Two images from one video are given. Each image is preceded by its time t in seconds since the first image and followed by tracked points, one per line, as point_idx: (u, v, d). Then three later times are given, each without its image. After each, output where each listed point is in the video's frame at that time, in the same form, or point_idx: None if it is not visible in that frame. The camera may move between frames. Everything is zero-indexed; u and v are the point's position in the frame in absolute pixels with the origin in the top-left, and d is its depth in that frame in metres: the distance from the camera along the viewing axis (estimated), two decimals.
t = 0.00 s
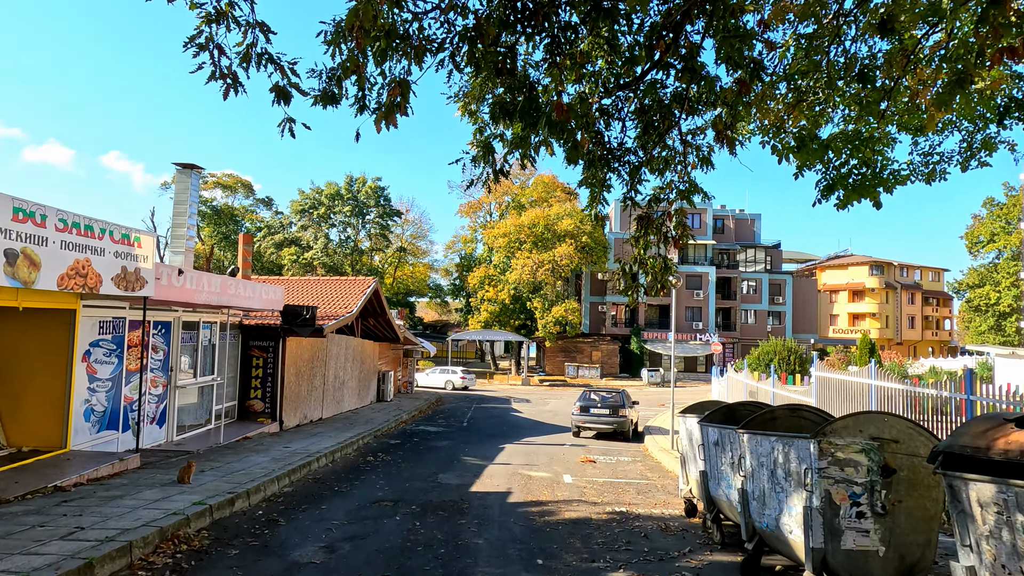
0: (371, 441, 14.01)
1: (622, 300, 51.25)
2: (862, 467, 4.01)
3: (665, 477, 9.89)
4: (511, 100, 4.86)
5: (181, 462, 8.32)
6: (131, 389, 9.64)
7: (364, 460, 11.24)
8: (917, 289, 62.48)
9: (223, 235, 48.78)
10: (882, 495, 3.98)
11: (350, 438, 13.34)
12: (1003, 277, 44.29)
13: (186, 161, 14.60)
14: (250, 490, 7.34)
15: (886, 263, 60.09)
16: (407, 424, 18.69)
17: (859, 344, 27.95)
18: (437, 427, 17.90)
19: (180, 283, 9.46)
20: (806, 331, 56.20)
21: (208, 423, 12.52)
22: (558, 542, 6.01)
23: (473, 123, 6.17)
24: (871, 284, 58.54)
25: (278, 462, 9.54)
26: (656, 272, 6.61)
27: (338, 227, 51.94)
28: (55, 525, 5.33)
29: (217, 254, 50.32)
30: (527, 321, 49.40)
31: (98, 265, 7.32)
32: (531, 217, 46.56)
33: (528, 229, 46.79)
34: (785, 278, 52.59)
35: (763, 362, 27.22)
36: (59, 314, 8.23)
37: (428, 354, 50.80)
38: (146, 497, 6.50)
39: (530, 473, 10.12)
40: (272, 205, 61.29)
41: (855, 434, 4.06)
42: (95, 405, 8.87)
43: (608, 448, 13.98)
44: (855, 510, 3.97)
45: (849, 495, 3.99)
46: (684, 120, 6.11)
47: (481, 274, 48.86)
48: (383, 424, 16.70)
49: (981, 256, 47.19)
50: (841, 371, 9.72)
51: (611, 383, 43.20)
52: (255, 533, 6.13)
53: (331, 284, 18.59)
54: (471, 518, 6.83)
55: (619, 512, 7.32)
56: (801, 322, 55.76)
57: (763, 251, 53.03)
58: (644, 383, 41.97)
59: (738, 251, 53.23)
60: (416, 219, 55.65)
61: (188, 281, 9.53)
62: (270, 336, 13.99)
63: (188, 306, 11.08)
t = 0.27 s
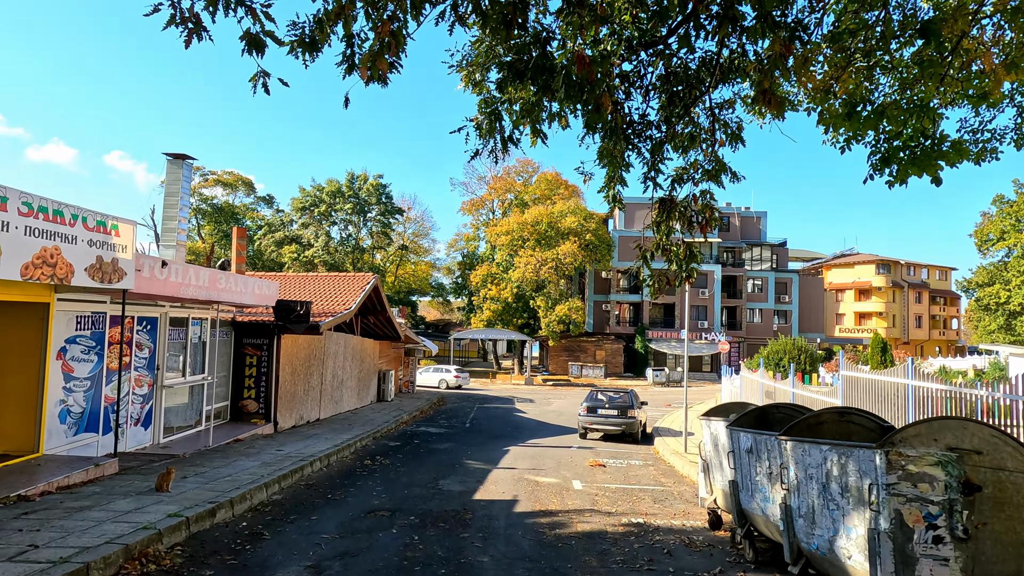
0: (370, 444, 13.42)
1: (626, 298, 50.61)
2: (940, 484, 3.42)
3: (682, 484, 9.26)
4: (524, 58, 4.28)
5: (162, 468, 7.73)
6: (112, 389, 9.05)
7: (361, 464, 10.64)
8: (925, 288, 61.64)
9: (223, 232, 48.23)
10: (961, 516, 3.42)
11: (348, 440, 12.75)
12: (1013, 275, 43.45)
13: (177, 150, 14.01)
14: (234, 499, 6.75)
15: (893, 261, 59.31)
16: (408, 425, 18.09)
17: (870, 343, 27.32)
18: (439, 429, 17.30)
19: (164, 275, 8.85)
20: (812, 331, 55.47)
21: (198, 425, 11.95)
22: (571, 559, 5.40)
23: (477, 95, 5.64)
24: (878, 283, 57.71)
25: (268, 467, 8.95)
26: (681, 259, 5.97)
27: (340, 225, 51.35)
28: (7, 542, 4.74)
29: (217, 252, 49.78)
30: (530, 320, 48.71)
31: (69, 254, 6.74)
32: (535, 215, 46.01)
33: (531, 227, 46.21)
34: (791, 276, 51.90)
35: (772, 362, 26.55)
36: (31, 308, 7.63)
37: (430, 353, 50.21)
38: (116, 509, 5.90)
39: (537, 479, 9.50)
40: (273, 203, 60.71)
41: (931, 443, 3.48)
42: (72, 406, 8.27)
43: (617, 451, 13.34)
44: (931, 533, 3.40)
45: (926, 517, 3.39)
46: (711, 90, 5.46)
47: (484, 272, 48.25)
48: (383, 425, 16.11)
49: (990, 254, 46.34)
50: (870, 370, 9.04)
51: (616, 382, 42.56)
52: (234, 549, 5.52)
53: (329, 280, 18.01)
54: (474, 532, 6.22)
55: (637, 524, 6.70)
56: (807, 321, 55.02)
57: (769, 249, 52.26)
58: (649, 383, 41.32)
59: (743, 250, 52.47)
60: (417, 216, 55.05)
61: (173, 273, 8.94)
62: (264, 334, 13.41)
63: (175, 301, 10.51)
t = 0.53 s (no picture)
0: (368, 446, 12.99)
1: (629, 298, 50.13)
2: (1013, 499, 3.23)
3: (696, 489, 8.80)
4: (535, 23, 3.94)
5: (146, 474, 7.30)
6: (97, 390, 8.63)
7: (359, 468, 10.21)
8: (930, 287, 61.00)
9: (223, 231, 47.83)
10: None
11: (345, 442, 12.34)
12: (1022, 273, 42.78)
13: (170, 143, 13.62)
14: (220, 507, 6.33)
15: (898, 260, 58.72)
16: (409, 426, 17.68)
17: (879, 342, 26.84)
18: (441, 430, 16.86)
19: (150, 270, 8.44)
20: (817, 330, 54.92)
21: (189, 427, 11.57)
22: None
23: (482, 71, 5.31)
24: (884, 283, 57.05)
25: (260, 472, 8.52)
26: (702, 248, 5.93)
27: (340, 224, 50.92)
28: None
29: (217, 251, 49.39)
30: (532, 319, 48.18)
31: (43, 246, 6.31)
32: (537, 213, 45.59)
33: (534, 225, 45.80)
34: (796, 275, 51.38)
35: (780, 362, 26.06)
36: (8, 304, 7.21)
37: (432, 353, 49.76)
38: (91, 519, 5.48)
39: (542, 483, 9.06)
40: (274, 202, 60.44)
41: (1000, 455, 3.27)
42: (54, 408, 7.86)
43: (624, 454, 12.89)
44: (1004, 554, 3.21)
45: (997, 538, 3.22)
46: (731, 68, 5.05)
47: (486, 271, 47.80)
48: (382, 426, 15.69)
49: (998, 252, 45.64)
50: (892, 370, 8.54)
51: (619, 382, 42.12)
52: (216, 564, 5.09)
53: (328, 278, 17.59)
54: (476, 544, 5.77)
55: (651, 535, 6.25)
56: (813, 320, 54.48)
57: (774, 248, 51.61)
58: (652, 383, 40.83)
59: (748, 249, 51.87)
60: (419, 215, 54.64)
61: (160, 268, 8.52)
62: (259, 333, 13.03)
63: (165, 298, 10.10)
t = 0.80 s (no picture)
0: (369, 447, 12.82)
1: (631, 297, 49.94)
2: None
3: (702, 492, 8.61)
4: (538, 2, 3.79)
5: (140, 476, 7.15)
6: (91, 390, 8.46)
7: (358, 469, 10.04)
8: (934, 286, 60.64)
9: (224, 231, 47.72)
10: None
11: (345, 443, 12.19)
12: None
13: (168, 141, 13.48)
14: (215, 511, 6.16)
15: (902, 260, 58.43)
16: (410, 426, 17.51)
17: (884, 341, 26.59)
18: (443, 430, 16.69)
19: (145, 268, 8.27)
20: (820, 330, 54.67)
21: (187, 428, 11.42)
22: None
23: (484, 60, 5.19)
24: (887, 282, 56.76)
25: (257, 473, 8.35)
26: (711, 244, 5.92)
27: (342, 223, 50.80)
28: None
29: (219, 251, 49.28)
30: (534, 319, 47.98)
31: (33, 242, 6.16)
32: (539, 213, 45.43)
33: (536, 225, 45.67)
34: (799, 275, 51.16)
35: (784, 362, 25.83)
36: None
37: (434, 354, 49.58)
38: (80, 524, 5.31)
39: (546, 485, 8.88)
40: (275, 202, 60.45)
41: None
42: (46, 409, 7.67)
43: (628, 455, 12.71)
44: None
45: None
46: (742, 56, 4.95)
47: (488, 271, 47.64)
48: (383, 427, 15.53)
49: (1003, 252, 45.29)
50: (903, 369, 8.33)
51: (621, 382, 41.92)
52: (209, 570, 4.92)
53: (328, 277, 17.43)
54: (478, 549, 5.58)
55: (659, 539, 6.06)
56: (816, 320, 54.22)
57: (777, 248, 51.26)
58: (655, 383, 40.67)
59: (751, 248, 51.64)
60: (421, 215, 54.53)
61: (155, 266, 8.36)
62: (258, 332, 12.87)
63: (162, 297, 9.95)
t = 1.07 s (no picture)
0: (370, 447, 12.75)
1: (633, 297, 49.84)
2: None
3: (706, 493, 8.53)
4: None
5: (139, 478, 7.09)
6: (89, 390, 8.40)
7: (359, 470, 9.97)
8: (936, 286, 60.44)
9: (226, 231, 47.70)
10: None
11: (346, 443, 12.14)
12: None
13: (168, 140, 13.43)
14: (213, 512, 6.09)
15: (904, 259, 58.26)
16: (411, 427, 17.43)
17: (887, 340, 26.48)
18: (444, 431, 16.61)
19: (144, 267, 8.21)
20: (822, 329, 54.52)
21: (186, 428, 11.37)
22: None
23: (485, 55, 5.14)
24: (889, 281, 56.59)
25: (256, 474, 8.28)
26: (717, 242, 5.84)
27: (343, 223, 50.79)
28: None
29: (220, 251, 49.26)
30: (535, 319, 47.90)
31: (30, 241, 6.11)
32: (540, 212, 45.36)
33: (537, 224, 45.65)
34: (801, 274, 51.05)
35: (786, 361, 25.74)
36: None
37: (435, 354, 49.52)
38: (77, 526, 5.25)
39: (548, 486, 8.80)
40: (277, 202, 60.50)
41: None
42: (44, 410, 7.61)
43: (630, 455, 12.61)
44: None
45: None
46: (749, 50, 4.89)
47: (489, 271, 47.59)
48: (385, 427, 15.46)
49: (1006, 251, 45.11)
50: (907, 368, 8.24)
51: (623, 382, 41.80)
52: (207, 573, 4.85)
53: (329, 277, 17.36)
54: (480, 552, 5.50)
55: (662, 541, 5.98)
56: (818, 319, 54.08)
57: (779, 248, 51.14)
58: (657, 383, 40.65)
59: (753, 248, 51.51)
60: (422, 215, 54.55)
61: (153, 265, 8.29)
62: (258, 332, 12.82)
63: (161, 296, 9.89)
